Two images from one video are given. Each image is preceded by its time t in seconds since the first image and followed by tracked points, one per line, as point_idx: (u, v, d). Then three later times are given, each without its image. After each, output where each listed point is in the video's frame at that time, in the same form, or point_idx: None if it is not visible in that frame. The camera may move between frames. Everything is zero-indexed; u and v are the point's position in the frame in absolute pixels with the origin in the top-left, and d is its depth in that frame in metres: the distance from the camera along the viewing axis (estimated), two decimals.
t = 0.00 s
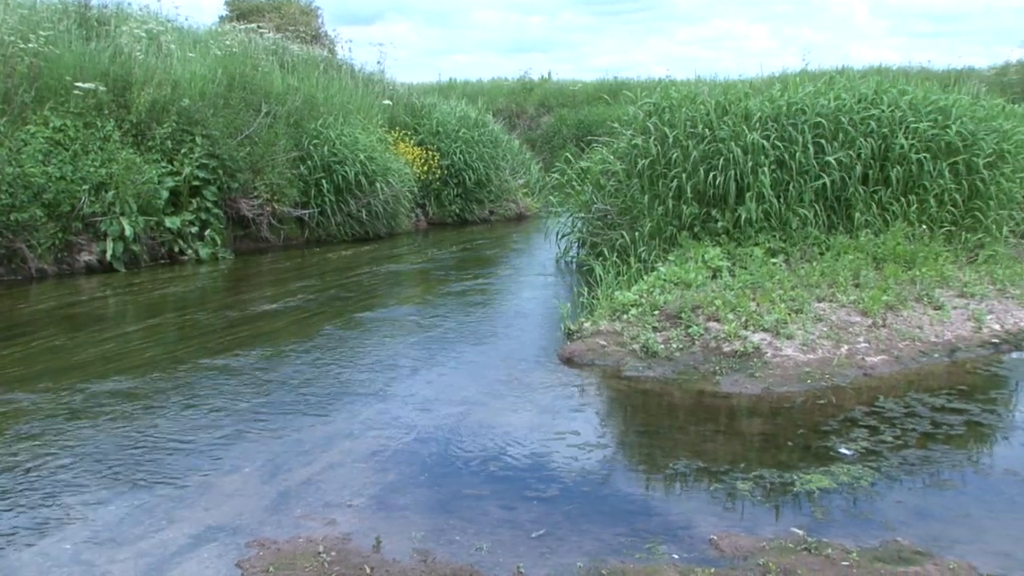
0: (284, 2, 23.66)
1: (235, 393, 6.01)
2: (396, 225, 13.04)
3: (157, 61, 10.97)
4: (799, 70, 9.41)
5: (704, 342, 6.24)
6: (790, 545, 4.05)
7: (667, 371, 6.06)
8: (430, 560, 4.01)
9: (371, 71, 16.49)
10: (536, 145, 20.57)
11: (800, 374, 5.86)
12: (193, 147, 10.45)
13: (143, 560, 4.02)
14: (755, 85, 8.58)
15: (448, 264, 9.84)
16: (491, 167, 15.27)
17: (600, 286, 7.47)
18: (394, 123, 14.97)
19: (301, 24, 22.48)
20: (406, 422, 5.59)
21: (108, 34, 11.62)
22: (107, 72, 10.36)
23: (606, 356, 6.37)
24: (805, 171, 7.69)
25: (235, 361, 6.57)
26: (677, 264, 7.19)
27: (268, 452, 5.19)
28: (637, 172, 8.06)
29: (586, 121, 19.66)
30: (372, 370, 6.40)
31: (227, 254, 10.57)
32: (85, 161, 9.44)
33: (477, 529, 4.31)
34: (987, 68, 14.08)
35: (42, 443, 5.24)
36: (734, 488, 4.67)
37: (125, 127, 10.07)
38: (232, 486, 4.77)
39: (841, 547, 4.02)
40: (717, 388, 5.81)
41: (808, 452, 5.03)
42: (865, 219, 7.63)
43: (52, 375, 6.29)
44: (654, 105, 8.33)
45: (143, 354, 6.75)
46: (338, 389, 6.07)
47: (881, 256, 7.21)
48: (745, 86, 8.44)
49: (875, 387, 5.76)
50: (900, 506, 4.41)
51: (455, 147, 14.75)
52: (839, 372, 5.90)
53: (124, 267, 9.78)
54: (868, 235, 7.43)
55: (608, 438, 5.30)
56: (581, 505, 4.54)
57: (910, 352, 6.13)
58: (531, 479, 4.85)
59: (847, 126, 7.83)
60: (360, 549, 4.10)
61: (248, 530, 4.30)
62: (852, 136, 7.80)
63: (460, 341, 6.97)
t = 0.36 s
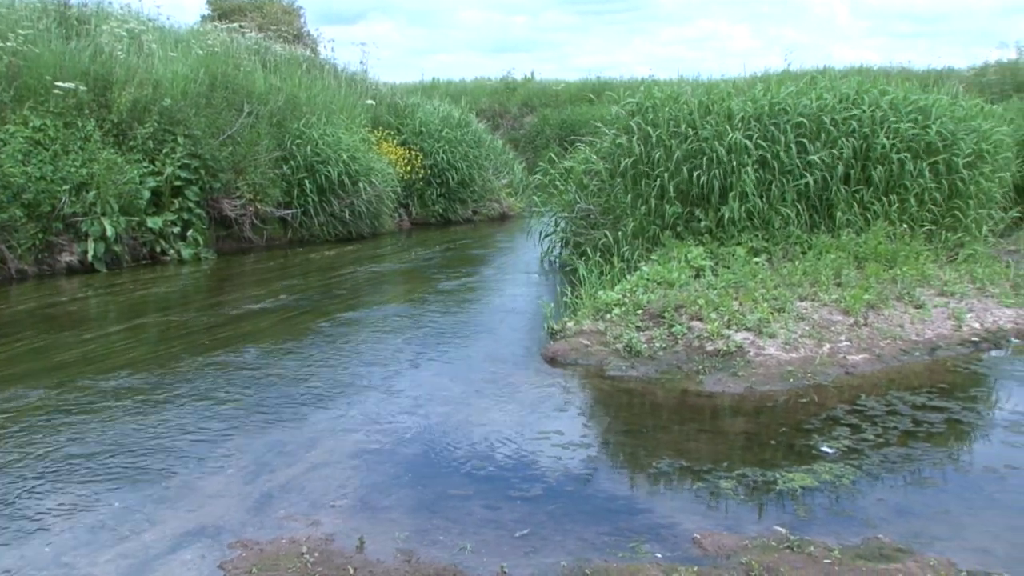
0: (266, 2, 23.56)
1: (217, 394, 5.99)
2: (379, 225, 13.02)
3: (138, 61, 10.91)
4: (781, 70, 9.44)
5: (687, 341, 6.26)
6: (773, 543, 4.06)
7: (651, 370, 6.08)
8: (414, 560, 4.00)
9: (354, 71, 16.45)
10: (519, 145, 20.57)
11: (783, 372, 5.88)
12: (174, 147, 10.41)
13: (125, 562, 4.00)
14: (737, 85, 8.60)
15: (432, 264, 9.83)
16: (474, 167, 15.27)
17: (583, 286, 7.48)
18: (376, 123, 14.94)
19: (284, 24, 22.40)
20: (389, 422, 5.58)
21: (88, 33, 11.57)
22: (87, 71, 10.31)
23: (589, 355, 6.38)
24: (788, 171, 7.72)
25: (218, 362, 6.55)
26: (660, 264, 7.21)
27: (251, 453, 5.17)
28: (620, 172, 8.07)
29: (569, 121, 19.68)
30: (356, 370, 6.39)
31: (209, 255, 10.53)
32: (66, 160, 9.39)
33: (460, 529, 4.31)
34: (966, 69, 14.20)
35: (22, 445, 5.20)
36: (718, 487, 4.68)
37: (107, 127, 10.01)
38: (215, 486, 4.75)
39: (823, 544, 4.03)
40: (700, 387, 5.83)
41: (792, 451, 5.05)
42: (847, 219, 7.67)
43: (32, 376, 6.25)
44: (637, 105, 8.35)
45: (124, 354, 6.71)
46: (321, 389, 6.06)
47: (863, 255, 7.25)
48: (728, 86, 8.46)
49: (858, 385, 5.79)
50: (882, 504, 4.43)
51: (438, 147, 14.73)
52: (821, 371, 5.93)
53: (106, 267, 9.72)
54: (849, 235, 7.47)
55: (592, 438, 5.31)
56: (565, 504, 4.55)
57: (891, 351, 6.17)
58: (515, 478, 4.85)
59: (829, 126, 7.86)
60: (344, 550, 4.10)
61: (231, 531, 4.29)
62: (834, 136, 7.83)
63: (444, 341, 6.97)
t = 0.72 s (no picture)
0: (245, 1, 23.43)
1: (197, 395, 5.96)
2: (359, 225, 13.01)
3: (115, 60, 10.83)
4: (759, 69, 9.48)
5: (667, 341, 6.28)
6: (752, 541, 4.08)
7: (631, 369, 6.09)
8: (394, 561, 4.00)
9: (334, 71, 16.39)
10: (499, 145, 20.57)
11: (762, 371, 5.91)
12: (153, 147, 10.37)
13: (103, 565, 3.97)
14: (716, 84, 8.62)
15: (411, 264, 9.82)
16: (454, 167, 15.27)
17: (563, 285, 7.49)
18: (356, 123, 14.91)
19: (263, 23, 22.30)
20: (369, 422, 5.57)
21: (64, 32, 11.49)
22: (64, 70, 10.22)
23: (570, 355, 6.38)
24: (767, 170, 7.76)
25: (197, 363, 6.52)
26: (640, 263, 7.23)
27: (230, 454, 5.14)
28: (600, 172, 8.08)
29: (549, 121, 19.70)
30: (336, 370, 6.37)
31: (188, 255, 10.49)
32: (42, 160, 9.30)
33: (441, 529, 4.31)
34: (942, 69, 14.32)
35: None
36: (697, 486, 4.69)
37: (84, 127, 9.94)
38: (194, 488, 4.73)
39: (802, 542, 4.06)
40: (680, 386, 5.85)
41: (771, 449, 5.08)
42: (826, 218, 7.72)
43: (9, 378, 6.19)
44: (617, 105, 8.36)
45: (102, 356, 6.67)
46: (301, 390, 6.04)
47: (841, 254, 7.30)
48: (707, 85, 8.48)
49: (836, 383, 5.83)
50: (860, 501, 4.46)
51: (418, 147, 14.72)
52: (800, 369, 5.96)
53: (83, 268, 9.65)
54: (828, 233, 7.52)
55: (572, 437, 5.32)
56: (546, 504, 4.56)
57: (870, 349, 6.21)
58: (496, 478, 4.85)
59: (807, 125, 7.90)
60: (324, 550, 4.09)
61: (210, 533, 4.27)
62: (813, 136, 7.87)
63: (425, 341, 6.97)
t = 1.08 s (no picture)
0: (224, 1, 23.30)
1: (175, 397, 5.92)
2: (339, 225, 12.99)
3: (92, 59, 10.75)
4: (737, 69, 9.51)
5: (648, 340, 6.29)
6: (732, 540, 4.10)
7: (611, 369, 6.11)
8: (375, 561, 3.99)
9: (314, 71, 16.34)
10: (479, 145, 20.56)
11: (741, 370, 5.93)
12: (131, 147, 10.31)
13: (81, 568, 3.94)
14: (695, 84, 8.64)
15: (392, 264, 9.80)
16: (434, 167, 15.26)
17: (543, 285, 7.50)
18: (336, 123, 14.86)
19: (242, 22, 22.20)
20: (349, 422, 5.56)
21: (40, 31, 11.39)
22: (39, 69, 10.14)
23: (550, 355, 6.39)
24: (745, 169, 7.79)
25: (177, 364, 6.48)
26: (620, 263, 7.24)
27: (208, 456, 5.12)
28: (580, 171, 8.08)
29: (530, 121, 19.72)
30: (316, 371, 6.35)
31: (167, 256, 10.45)
32: (18, 160, 9.23)
33: (421, 529, 4.30)
34: (918, 70, 14.44)
35: None
36: (678, 484, 4.71)
37: (60, 126, 9.86)
38: (173, 490, 4.70)
39: (781, 540, 4.08)
40: (660, 385, 5.86)
41: (751, 447, 5.10)
42: (804, 217, 7.77)
43: None
44: (596, 105, 8.36)
45: (80, 357, 6.62)
46: (281, 391, 6.02)
47: (820, 253, 7.34)
48: (686, 85, 8.50)
49: (815, 382, 5.86)
50: (839, 498, 4.49)
51: (398, 147, 14.69)
52: (779, 368, 5.99)
53: (61, 269, 9.58)
54: (806, 232, 7.57)
55: (552, 437, 5.33)
56: (526, 504, 4.56)
57: (848, 348, 6.25)
58: (476, 478, 4.85)
59: (785, 125, 7.94)
60: (304, 552, 4.07)
61: (189, 535, 4.25)
62: (791, 135, 7.91)
63: (406, 341, 6.95)
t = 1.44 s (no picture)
0: None
1: (153, 398, 5.89)
2: (317, 225, 12.96)
3: (67, 59, 10.67)
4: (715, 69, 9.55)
5: (627, 339, 6.30)
6: (711, 538, 4.11)
7: (590, 368, 6.12)
8: (354, 562, 3.98)
9: (293, 71, 16.28)
10: (458, 144, 20.55)
11: (720, 369, 5.96)
12: (108, 147, 10.25)
13: (57, 571, 3.90)
14: (674, 84, 8.67)
15: (371, 264, 9.78)
16: (413, 167, 15.24)
17: (523, 285, 7.50)
18: (315, 123, 14.81)
19: (220, 22, 22.08)
20: (329, 423, 5.54)
21: (15, 30, 11.28)
22: (13, 69, 10.05)
23: (530, 355, 6.39)
24: (723, 168, 7.82)
25: (155, 366, 6.44)
26: (599, 262, 7.26)
27: (186, 457, 5.08)
28: (559, 171, 8.09)
29: (508, 121, 19.73)
30: (295, 371, 6.33)
31: (144, 257, 10.40)
32: None
33: (401, 529, 4.30)
34: (894, 71, 14.56)
35: None
36: (658, 483, 4.72)
37: (35, 126, 9.78)
38: (151, 492, 4.68)
39: (760, 538, 4.10)
40: (639, 384, 5.88)
41: (730, 446, 5.12)
42: (782, 217, 7.81)
43: None
44: (575, 105, 8.36)
45: (56, 359, 6.57)
46: (260, 392, 6.00)
47: (797, 253, 7.38)
48: (664, 85, 8.53)
49: (794, 380, 5.89)
50: (817, 496, 4.52)
51: (377, 147, 14.65)
52: (758, 367, 6.02)
53: (37, 270, 9.51)
54: (784, 232, 7.61)
55: (532, 436, 5.33)
56: (506, 503, 4.56)
57: (826, 346, 6.29)
58: (456, 478, 4.85)
59: (763, 125, 7.97)
60: (283, 553, 4.06)
61: (167, 537, 4.22)
62: (768, 135, 7.94)
63: (386, 341, 6.94)
